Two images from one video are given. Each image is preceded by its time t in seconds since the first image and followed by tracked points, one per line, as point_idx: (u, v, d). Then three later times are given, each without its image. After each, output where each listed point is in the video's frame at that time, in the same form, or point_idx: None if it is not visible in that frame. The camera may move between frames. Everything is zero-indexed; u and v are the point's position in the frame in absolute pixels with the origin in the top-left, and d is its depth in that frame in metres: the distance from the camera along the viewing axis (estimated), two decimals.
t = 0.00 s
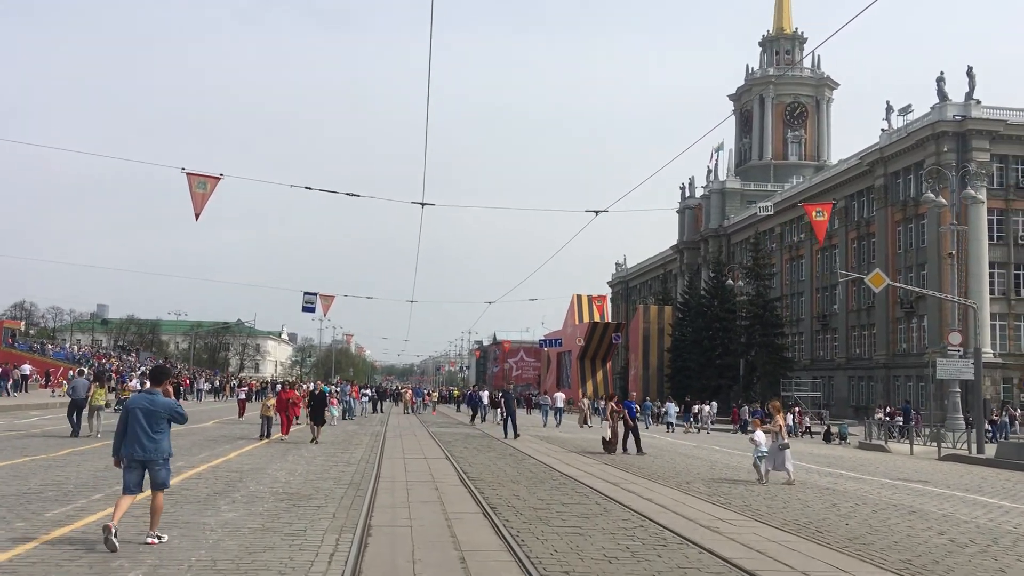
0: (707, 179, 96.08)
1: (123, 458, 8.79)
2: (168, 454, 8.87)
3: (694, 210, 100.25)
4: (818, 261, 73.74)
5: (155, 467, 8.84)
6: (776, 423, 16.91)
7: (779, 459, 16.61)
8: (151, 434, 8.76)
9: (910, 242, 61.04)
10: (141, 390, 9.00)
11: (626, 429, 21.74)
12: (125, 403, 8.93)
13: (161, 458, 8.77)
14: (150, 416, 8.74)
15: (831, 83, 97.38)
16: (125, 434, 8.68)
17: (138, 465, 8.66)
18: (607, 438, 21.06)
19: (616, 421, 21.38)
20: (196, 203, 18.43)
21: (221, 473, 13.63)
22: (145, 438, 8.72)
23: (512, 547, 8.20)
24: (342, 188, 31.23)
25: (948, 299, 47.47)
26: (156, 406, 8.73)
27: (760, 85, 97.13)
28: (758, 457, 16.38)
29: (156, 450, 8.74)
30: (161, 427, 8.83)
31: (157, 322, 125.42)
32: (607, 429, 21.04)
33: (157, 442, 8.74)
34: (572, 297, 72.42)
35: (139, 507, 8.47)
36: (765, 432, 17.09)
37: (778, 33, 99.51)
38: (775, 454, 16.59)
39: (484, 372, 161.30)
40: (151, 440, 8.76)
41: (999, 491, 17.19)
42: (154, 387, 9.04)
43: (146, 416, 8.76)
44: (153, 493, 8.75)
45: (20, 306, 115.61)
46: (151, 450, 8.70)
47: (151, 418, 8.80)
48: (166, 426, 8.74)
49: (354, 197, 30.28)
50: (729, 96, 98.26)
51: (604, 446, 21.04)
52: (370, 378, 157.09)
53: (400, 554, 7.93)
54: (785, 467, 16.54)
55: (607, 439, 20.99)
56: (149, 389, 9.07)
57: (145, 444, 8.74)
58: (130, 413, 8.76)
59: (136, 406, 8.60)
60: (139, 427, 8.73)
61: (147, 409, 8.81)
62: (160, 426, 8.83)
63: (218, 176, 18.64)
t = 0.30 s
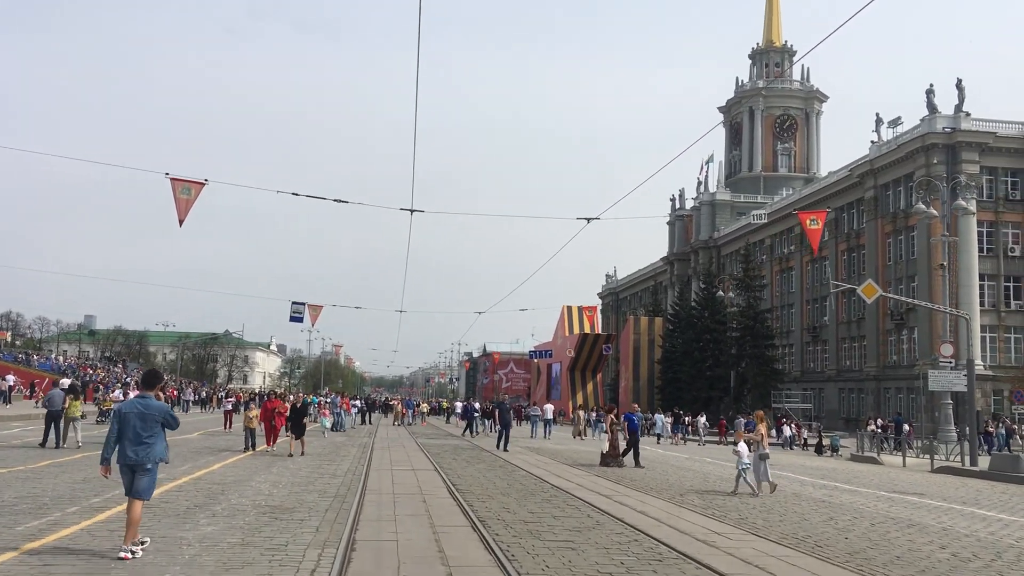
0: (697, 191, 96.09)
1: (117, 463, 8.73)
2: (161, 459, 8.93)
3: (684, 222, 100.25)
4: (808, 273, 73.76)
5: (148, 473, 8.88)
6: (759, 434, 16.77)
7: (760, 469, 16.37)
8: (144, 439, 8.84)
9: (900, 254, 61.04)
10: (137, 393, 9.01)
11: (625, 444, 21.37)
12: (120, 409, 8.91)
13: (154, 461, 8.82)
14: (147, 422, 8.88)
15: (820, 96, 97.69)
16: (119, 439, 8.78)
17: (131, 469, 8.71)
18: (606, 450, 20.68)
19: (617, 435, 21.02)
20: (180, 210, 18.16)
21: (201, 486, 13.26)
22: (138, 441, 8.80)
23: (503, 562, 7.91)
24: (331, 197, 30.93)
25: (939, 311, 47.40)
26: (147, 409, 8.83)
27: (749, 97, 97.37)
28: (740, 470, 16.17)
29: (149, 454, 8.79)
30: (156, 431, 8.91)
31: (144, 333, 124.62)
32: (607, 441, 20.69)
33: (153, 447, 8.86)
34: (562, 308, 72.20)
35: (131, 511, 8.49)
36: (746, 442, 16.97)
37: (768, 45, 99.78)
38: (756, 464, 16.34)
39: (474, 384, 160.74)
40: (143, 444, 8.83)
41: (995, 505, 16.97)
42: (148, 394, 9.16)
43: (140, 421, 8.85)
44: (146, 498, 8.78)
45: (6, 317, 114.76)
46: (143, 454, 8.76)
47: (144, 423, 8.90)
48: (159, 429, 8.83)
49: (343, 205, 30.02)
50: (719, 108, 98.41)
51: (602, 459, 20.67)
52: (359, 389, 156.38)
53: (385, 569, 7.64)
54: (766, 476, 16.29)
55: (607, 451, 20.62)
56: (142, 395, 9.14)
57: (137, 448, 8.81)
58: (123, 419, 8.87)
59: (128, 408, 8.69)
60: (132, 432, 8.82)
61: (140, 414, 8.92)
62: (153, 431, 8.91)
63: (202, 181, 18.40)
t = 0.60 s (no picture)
0: (687, 200, 96.03)
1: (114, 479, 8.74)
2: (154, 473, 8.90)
3: (675, 230, 100.19)
4: (799, 282, 73.72)
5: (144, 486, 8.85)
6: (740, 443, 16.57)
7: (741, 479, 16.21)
8: (135, 454, 8.78)
9: (891, 262, 61.03)
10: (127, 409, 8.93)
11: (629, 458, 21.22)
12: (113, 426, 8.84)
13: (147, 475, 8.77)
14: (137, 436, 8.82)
15: (810, 105, 97.86)
16: (110, 456, 8.73)
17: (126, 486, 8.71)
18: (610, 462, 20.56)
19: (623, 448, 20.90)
20: (165, 214, 17.87)
21: (182, 498, 12.90)
22: (130, 457, 8.74)
23: None
24: (319, 202, 30.58)
25: (931, 319, 47.29)
26: (135, 425, 8.75)
27: (740, 106, 97.51)
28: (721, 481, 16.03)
29: (141, 469, 8.75)
30: (147, 445, 8.82)
31: (133, 341, 123.85)
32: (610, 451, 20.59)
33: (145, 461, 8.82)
34: (553, 316, 71.98)
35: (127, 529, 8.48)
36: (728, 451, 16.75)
37: (758, 54, 99.91)
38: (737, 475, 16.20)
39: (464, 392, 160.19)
40: (135, 459, 8.78)
41: (992, 516, 16.78)
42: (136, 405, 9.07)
43: (130, 435, 8.80)
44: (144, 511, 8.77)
45: None
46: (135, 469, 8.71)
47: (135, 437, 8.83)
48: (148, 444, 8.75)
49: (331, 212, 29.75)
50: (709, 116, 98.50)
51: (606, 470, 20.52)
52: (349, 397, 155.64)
53: None
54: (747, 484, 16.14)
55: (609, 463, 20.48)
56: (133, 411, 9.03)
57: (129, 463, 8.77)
58: (113, 435, 8.83)
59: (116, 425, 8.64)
60: (123, 448, 8.77)
61: (130, 428, 8.85)
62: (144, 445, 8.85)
63: (186, 186, 18.16)
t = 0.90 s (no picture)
0: (677, 204, 95.84)
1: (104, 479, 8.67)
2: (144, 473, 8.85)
3: (665, 235, 100.01)
4: (790, 286, 73.56)
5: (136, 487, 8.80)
6: (721, 449, 16.22)
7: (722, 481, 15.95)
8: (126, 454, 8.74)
9: (881, 267, 60.90)
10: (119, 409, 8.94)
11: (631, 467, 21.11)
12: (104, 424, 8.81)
13: (139, 476, 8.72)
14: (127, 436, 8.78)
15: (800, 110, 98.06)
16: (99, 456, 8.67)
17: (116, 485, 8.65)
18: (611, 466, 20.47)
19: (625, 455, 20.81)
20: (147, 213, 17.52)
21: (162, 505, 12.55)
22: (121, 457, 8.69)
23: None
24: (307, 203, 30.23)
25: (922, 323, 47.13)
26: (128, 425, 8.70)
27: (730, 111, 97.49)
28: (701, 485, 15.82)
29: (132, 468, 8.70)
30: (137, 445, 8.79)
31: (120, 345, 122.93)
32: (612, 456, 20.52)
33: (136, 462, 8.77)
34: (543, 320, 71.75)
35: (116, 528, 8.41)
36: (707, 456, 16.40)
37: (748, 59, 100.00)
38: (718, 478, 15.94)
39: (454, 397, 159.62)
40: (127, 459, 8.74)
41: (991, 522, 16.52)
42: (127, 405, 9.02)
43: (119, 435, 8.76)
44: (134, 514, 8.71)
45: None
46: (126, 470, 8.65)
47: (125, 437, 8.78)
48: (139, 444, 8.70)
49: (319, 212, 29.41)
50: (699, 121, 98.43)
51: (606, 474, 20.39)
52: (338, 402, 154.99)
53: None
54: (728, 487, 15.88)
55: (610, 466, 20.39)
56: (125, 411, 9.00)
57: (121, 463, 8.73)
58: (103, 435, 8.77)
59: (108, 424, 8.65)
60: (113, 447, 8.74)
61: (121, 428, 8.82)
62: (134, 445, 8.81)
63: (169, 184, 17.88)
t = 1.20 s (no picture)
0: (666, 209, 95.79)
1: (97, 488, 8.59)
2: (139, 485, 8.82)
3: (654, 239, 99.96)
4: (779, 291, 73.56)
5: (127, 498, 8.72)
6: (703, 453, 15.96)
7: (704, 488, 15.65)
8: (122, 463, 8.68)
9: (870, 272, 60.89)
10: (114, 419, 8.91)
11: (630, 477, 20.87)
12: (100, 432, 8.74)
13: (133, 488, 8.69)
14: (123, 445, 8.71)
15: (789, 116, 98.24)
16: (95, 464, 8.60)
17: (111, 496, 8.59)
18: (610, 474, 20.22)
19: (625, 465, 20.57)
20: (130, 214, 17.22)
21: (143, 515, 12.21)
22: (117, 467, 8.65)
23: None
24: (294, 207, 29.92)
25: (913, 328, 47.06)
26: (127, 437, 8.65)
27: (719, 116, 97.62)
28: (683, 492, 15.50)
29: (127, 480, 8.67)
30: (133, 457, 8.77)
31: (106, 349, 122.12)
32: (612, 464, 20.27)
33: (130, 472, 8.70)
34: (532, 325, 71.68)
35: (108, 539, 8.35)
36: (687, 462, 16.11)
37: (737, 65, 100.20)
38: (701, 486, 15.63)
39: (442, 401, 159.15)
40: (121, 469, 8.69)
41: (985, 531, 16.41)
42: (123, 415, 8.98)
43: (116, 444, 8.71)
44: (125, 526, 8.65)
45: None
46: (121, 480, 8.62)
47: (121, 447, 8.75)
48: (136, 456, 8.66)
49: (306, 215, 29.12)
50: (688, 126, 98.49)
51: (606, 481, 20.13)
52: (326, 405, 154.30)
53: None
54: (710, 495, 15.60)
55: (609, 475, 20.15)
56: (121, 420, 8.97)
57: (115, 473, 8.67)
58: (99, 443, 8.71)
59: (106, 431, 8.60)
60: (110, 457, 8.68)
61: (117, 436, 8.77)
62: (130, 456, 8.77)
63: (152, 187, 17.59)
